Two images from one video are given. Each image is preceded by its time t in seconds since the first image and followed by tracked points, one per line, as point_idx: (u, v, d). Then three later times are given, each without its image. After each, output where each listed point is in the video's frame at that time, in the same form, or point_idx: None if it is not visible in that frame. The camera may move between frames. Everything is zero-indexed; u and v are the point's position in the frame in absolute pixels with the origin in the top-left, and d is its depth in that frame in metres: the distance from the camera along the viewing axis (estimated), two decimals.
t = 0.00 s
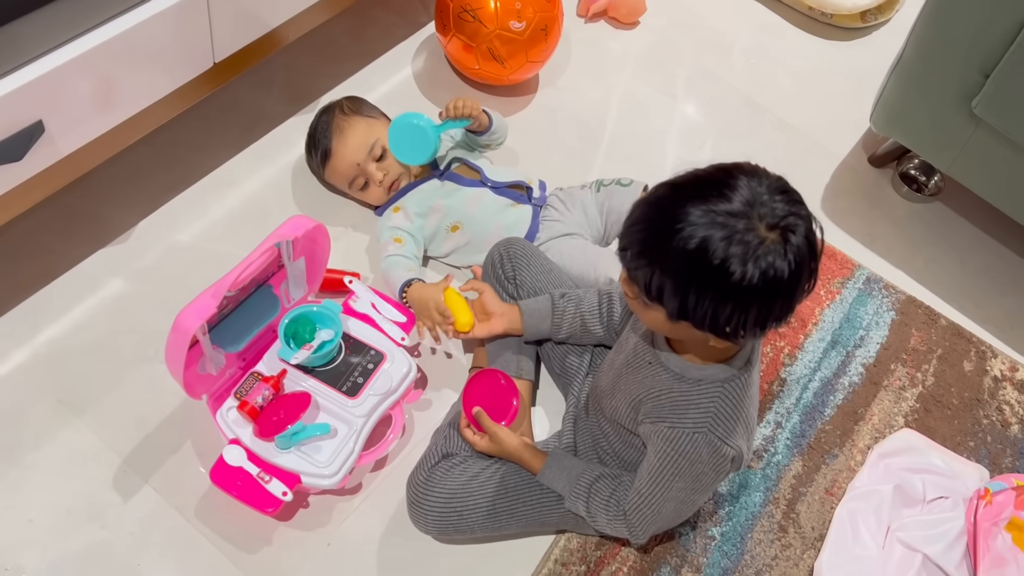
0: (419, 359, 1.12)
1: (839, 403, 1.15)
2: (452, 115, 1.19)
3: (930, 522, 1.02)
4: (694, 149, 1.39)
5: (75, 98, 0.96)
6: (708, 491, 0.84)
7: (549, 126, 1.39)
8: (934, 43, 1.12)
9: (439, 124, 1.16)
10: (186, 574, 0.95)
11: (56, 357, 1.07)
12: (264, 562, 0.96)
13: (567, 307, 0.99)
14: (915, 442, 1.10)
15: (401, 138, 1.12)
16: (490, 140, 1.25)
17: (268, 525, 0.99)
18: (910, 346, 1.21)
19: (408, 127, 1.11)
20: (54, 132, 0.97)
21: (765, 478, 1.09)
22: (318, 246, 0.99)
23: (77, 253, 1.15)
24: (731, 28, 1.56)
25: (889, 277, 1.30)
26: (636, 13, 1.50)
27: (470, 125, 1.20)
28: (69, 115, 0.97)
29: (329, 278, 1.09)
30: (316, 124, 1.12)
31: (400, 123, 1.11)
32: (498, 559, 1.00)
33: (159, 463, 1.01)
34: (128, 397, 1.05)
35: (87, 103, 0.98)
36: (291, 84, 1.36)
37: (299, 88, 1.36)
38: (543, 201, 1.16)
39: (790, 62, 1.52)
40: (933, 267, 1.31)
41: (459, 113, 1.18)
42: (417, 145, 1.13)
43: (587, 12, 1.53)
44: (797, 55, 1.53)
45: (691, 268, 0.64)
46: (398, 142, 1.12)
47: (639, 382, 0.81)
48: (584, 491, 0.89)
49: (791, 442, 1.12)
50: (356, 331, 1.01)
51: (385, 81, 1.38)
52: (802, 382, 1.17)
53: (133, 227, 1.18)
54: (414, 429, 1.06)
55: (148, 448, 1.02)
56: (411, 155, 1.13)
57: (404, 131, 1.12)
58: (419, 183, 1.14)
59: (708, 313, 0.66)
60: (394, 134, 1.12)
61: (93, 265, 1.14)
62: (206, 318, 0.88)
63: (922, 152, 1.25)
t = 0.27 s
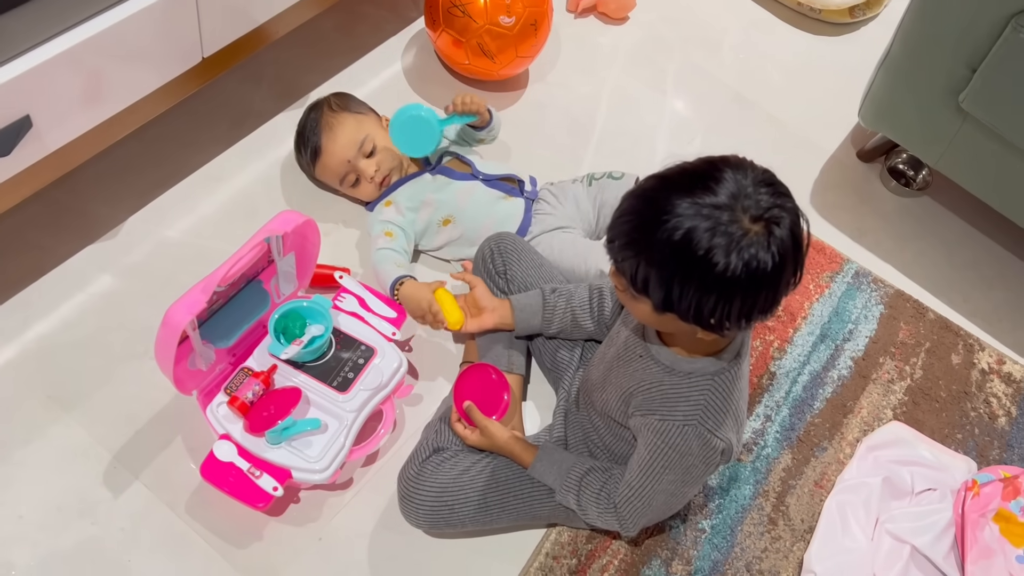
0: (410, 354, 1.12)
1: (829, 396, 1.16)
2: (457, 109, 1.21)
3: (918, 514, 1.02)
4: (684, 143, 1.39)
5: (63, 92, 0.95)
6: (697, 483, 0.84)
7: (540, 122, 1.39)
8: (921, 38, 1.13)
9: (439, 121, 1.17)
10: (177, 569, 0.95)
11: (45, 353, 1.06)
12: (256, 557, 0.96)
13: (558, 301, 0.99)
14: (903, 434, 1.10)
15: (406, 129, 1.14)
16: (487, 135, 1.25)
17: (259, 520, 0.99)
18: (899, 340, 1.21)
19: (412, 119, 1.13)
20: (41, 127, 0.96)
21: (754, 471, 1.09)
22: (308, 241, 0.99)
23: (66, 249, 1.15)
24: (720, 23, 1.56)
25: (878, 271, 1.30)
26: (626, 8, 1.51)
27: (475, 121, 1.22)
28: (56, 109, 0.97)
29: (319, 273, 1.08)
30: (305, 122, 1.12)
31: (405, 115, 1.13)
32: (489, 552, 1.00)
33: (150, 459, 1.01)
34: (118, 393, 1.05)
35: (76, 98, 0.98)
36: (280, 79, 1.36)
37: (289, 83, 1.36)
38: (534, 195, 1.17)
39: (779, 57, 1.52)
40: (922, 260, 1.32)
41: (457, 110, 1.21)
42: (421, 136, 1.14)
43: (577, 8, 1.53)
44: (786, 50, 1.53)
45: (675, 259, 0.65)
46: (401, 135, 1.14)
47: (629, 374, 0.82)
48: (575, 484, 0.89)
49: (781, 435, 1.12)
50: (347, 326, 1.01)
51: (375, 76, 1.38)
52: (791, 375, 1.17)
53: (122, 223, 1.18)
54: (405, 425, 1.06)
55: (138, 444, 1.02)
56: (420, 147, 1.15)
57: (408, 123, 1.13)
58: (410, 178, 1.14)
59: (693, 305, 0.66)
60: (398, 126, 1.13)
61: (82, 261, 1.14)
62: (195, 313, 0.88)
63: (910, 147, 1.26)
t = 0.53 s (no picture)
0: (401, 351, 1.12)
1: (818, 392, 1.17)
2: (455, 113, 1.21)
3: (907, 508, 1.03)
4: (674, 141, 1.39)
5: (52, 89, 0.95)
6: (687, 478, 0.85)
7: (530, 119, 1.39)
8: (909, 36, 1.13)
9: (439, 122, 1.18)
10: (168, 567, 0.95)
11: (35, 352, 1.06)
12: (247, 555, 0.96)
13: (551, 300, 0.99)
14: (892, 430, 1.11)
15: (406, 131, 1.13)
16: (481, 134, 1.26)
17: (250, 518, 0.99)
18: (888, 336, 1.22)
19: (414, 121, 1.13)
20: (30, 124, 0.96)
21: (745, 466, 1.10)
22: (298, 238, 0.99)
23: (56, 247, 1.15)
24: (710, 21, 1.57)
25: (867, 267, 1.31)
26: (616, 6, 1.51)
27: (473, 125, 1.23)
28: (45, 107, 0.96)
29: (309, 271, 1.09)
30: (294, 121, 1.12)
31: (407, 116, 1.13)
32: (481, 548, 1.00)
33: (140, 458, 1.01)
34: (108, 392, 1.04)
35: (64, 95, 0.98)
36: (270, 78, 1.36)
37: (279, 81, 1.35)
38: (525, 193, 1.17)
39: (769, 54, 1.53)
40: (910, 256, 1.33)
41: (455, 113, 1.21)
42: (419, 139, 1.14)
43: (567, 5, 1.53)
44: (775, 48, 1.54)
45: (662, 256, 0.65)
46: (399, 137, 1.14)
47: (619, 370, 0.82)
48: (565, 481, 0.89)
49: (771, 431, 1.13)
50: (337, 324, 1.02)
51: (365, 74, 1.38)
52: (781, 371, 1.18)
53: (112, 221, 1.18)
54: (396, 422, 1.07)
55: (128, 442, 1.02)
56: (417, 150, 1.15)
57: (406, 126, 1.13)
58: (401, 176, 1.14)
59: (679, 302, 0.67)
60: (398, 126, 1.13)
61: (72, 260, 1.13)
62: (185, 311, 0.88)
63: (898, 144, 1.27)
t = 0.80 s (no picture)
0: (398, 352, 1.13)
1: (814, 391, 1.17)
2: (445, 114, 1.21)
3: (902, 506, 1.04)
4: (670, 141, 1.40)
5: (47, 92, 0.95)
6: (683, 476, 0.85)
7: (525, 120, 1.39)
8: (903, 36, 1.14)
9: (430, 121, 1.18)
10: (166, 568, 0.95)
11: (31, 355, 1.06)
12: (244, 556, 0.97)
13: (547, 296, 1.00)
14: (887, 428, 1.11)
15: (395, 131, 1.13)
16: (474, 137, 1.27)
17: (247, 519, 0.99)
18: (882, 334, 1.23)
19: (404, 121, 1.13)
20: (25, 126, 0.96)
21: (741, 465, 1.10)
22: (294, 239, 0.99)
23: (51, 249, 1.15)
24: (704, 21, 1.57)
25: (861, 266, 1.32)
26: (610, 6, 1.51)
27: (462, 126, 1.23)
28: (40, 109, 0.96)
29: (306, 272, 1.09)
30: (290, 122, 1.12)
31: (398, 116, 1.12)
32: (478, 548, 1.00)
33: (137, 459, 1.01)
34: (104, 394, 1.04)
35: (60, 98, 0.98)
36: (265, 79, 1.36)
37: (274, 83, 1.35)
38: (520, 194, 1.17)
39: (763, 55, 1.53)
40: (905, 255, 1.34)
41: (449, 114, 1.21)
42: (407, 139, 1.14)
43: (562, 6, 1.54)
44: (769, 48, 1.54)
45: (656, 254, 0.65)
46: (387, 136, 1.13)
47: (614, 368, 0.82)
48: (561, 480, 0.90)
49: (766, 430, 1.13)
50: (333, 325, 1.02)
51: (360, 75, 1.38)
52: (777, 370, 1.18)
53: (108, 223, 1.18)
54: (393, 423, 1.07)
55: (125, 444, 1.02)
56: (404, 150, 1.15)
57: (396, 125, 1.13)
58: (397, 177, 1.14)
59: (673, 300, 0.67)
60: (388, 125, 1.13)
61: (68, 262, 1.13)
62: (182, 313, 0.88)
63: (892, 143, 1.27)
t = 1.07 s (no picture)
0: (396, 354, 1.13)
1: (812, 390, 1.17)
2: (440, 120, 1.22)
3: (901, 506, 1.04)
4: (667, 141, 1.40)
5: (43, 95, 0.95)
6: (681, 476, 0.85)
7: (522, 121, 1.39)
8: (899, 35, 1.14)
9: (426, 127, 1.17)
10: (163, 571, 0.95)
11: (28, 358, 1.06)
12: (242, 559, 0.96)
13: (545, 292, 1.00)
14: (886, 427, 1.11)
15: (390, 136, 1.12)
16: (469, 141, 1.27)
17: (245, 522, 0.99)
18: (880, 333, 1.23)
19: (400, 127, 1.12)
20: (21, 129, 0.96)
21: (739, 465, 1.10)
22: (292, 241, 0.99)
23: (48, 252, 1.14)
24: (701, 21, 1.57)
25: (859, 266, 1.32)
26: (607, 7, 1.51)
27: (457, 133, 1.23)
28: (37, 112, 0.96)
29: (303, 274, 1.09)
30: (291, 116, 1.12)
31: (394, 121, 1.11)
32: (477, 549, 1.00)
33: (135, 462, 1.01)
34: (101, 397, 1.04)
35: (56, 101, 0.98)
36: (262, 81, 1.36)
37: (271, 85, 1.35)
38: (517, 195, 1.17)
39: (760, 54, 1.53)
40: (902, 254, 1.34)
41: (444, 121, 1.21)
42: (401, 145, 1.13)
43: (558, 7, 1.53)
44: (766, 48, 1.54)
45: (651, 247, 0.65)
46: (381, 143, 1.12)
47: (611, 367, 0.82)
48: (559, 480, 0.90)
49: (765, 430, 1.13)
50: (331, 327, 1.02)
51: (357, 76, 1.38)
52: (775, 370, 1.18)
53: (105, 226, 1.18)
54: (391, 424, 1.07)
55: (123, 447, 1.01)
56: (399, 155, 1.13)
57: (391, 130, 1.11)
58: (395, 178, 1.15)
59: (667, 294, 0.67)
60: (383, 130, 1.11)
61: (65, 265, 1.13)
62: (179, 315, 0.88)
63: (889, 142, 1.27)
